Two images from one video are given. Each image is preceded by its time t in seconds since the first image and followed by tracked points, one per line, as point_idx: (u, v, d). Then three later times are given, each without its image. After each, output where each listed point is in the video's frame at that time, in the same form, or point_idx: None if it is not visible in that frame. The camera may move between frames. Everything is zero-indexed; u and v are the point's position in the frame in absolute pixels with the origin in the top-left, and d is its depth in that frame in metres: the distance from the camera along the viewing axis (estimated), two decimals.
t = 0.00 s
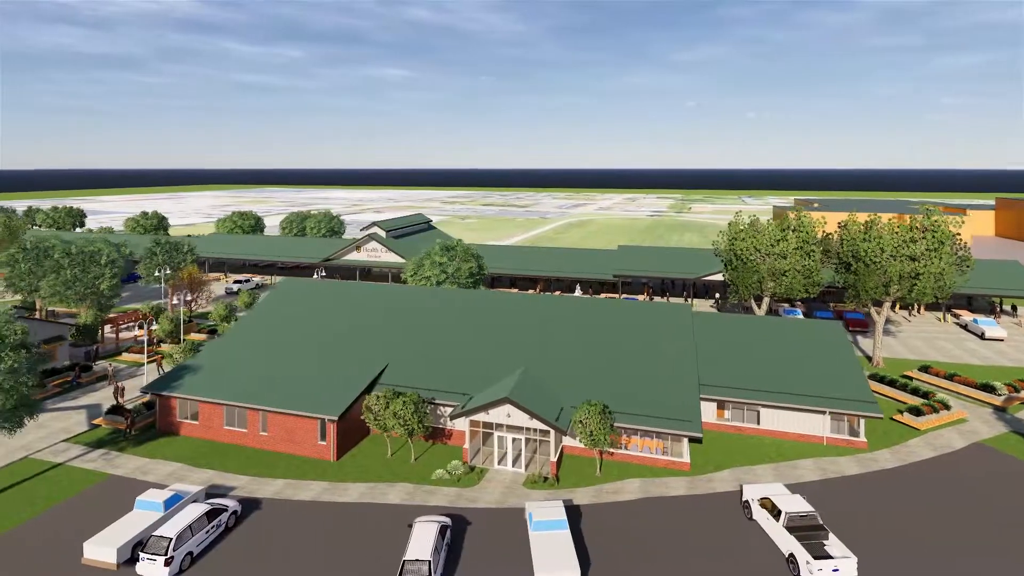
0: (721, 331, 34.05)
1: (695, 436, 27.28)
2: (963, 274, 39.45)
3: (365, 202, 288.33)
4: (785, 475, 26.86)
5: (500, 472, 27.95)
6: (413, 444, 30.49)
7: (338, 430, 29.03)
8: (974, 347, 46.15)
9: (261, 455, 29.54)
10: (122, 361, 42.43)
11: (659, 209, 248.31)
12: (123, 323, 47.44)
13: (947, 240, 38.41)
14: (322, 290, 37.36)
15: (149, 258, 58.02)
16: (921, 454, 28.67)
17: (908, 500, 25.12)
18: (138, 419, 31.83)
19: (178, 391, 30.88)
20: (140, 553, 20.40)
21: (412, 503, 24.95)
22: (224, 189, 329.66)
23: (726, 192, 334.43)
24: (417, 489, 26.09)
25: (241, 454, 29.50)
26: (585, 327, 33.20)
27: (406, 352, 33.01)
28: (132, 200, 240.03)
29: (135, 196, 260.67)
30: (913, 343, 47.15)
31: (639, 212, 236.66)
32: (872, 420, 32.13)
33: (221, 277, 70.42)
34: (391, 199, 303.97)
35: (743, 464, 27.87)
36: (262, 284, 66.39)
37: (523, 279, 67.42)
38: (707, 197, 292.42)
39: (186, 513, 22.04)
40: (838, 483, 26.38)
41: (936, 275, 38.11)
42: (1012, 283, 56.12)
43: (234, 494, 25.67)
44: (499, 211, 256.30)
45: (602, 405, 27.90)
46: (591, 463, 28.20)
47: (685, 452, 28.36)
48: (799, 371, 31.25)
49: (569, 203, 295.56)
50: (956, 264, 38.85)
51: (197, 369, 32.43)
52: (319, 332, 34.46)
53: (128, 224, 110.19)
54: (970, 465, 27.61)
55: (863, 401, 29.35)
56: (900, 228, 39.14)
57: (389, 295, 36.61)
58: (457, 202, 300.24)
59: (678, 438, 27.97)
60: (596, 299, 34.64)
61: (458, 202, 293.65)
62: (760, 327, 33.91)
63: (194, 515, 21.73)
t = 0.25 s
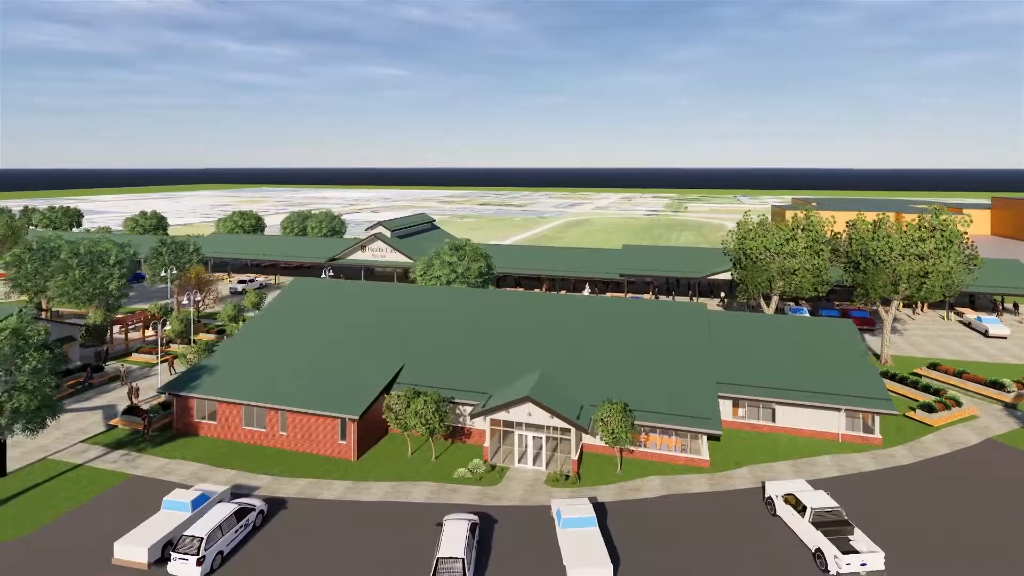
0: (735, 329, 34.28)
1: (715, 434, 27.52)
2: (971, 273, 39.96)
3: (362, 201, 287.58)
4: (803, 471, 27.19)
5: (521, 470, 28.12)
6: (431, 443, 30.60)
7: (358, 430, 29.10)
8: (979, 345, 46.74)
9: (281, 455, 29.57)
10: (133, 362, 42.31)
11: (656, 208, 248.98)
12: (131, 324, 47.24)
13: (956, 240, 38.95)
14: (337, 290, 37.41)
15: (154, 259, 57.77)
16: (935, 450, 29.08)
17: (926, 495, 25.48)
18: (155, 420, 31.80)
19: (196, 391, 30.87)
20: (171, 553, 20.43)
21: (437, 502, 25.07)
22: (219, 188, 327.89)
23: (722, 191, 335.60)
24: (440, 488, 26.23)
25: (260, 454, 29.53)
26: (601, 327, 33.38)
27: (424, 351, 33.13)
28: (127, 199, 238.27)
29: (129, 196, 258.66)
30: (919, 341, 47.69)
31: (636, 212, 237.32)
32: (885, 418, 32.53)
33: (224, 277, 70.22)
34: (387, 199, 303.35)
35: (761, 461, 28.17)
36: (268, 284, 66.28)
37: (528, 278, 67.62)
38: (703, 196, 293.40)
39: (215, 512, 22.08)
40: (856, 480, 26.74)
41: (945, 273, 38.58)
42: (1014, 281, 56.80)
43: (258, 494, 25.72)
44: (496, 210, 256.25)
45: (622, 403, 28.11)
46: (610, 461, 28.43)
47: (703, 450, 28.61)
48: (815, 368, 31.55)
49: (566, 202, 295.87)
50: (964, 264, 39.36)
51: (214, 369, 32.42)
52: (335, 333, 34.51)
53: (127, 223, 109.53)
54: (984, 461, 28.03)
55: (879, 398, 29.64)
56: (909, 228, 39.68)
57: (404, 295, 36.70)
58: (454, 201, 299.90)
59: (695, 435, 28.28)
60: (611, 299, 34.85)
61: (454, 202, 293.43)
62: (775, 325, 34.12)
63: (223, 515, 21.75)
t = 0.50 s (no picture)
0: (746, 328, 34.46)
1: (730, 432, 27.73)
2: (977, 272, 40.38)
3: (358, 201, 286.81)
4: (818, 468, 27.49)
5: (538, 469, 28.29)
6: (447, 442, 30.72)
7: (375, 429, 29.18)
8: (982, 343, 47.24)
9: (297, 455, 29.62)
10: (142, 362, 42.15)
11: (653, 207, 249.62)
12: (139, 324, 47.08)
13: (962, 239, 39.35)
14: (348, 290, 37.40)
15: (159, 259, 57.53)
16: (946, 447, 29.45)
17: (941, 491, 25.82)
18: (170, 420, 31.79)
19: (211, 392, 30.87)
20: (198, 553, 20.48)
21: (457, 501, 25.21)
22: (214, 188, 325.81)
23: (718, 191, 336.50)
24: (459, 486, 26.37)
25: (277, 454, 29.58)
26: (614, 326, 33.51)
27: (437, 351, 33.23)
28: (122, 199, 236.66)
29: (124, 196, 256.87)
30: (923, 339, 48.15)
31: (634, 211, 237.86)
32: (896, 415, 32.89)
33: (228, 277, 69.99)
34: (384, 198, 302.67)
35: (776, 458, 28.45)
36: (272, 284, 66.18)
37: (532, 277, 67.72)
38: (699, 195, 294.24)
39: (239, 512, 22.14)
40: (871, 476, 27.07)
41: (952, 272, 38.97)
42: (1014, 279, 57.39)
43: (278, 493, 25.79)
44: (493, 209, 256.20)
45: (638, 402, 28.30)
46: (627, 460, 28.64)
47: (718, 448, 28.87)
48: (827, 366, 31.81)
49: (563, 201, 296.10)
50: (970, 262, 39.79)
51: (228, 369, 32.42)
52: (348, 333, 34.53)
53: (125, 223, 108.89)
54: (996, 457, 28.42)
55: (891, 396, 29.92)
56: (916, 227, 40.06)
57: (416, 295, 36.74)
58: (451, 200, 299.55)
59: (708, 432, 28.51)
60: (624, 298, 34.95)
61: (452, 201, 293.15)
62: (787, 323, 34.24)
63: (248, 515, 21.79)
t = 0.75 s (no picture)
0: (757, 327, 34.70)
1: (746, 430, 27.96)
2: (982, 271, 40.84)
3: (355, 200, 285.99)
4: (833, 465, 27.76)
5: (556, 467, 28.44)
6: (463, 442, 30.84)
7: (392, 429, 29.26)
8: (985, 341, 47.73)
9: (314, 454, 29.65)
10: (151, 363, 42.01)
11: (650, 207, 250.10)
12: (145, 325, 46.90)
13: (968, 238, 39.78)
14: (359, 289, 37.42)
15: (163, 259, 57.29)
16: (957, 443, 29.80)
17: (955, 487, 26.14)
18: (184, 420, 31.75)
19: (225, 392, 30.85)
20: (224, 553, 20.50)
21: (478, 499, 25.32)
22: (209, 188, 323.09)
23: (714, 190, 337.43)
24: (479, 485, 26.48)
25: (294, 454, 29.61)
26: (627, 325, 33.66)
27: (451, 351, 33.33)
28: (117, 199, 235.02)
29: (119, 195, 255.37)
30: (927, 338, 48.60)
31: (631, 210, 238.21)
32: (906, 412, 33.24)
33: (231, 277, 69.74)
34: (381, 198, 301.98)
35: (791, 456, 28.71)
36: (276, 284, 66.01)
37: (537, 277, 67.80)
38: (696, 195, 295.08)
39: (263, 512, 22.18)
40: (885, 473, 27.37)
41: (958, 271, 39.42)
42: (1015, 278, 57.96)
43: (298, 493, 25.83)
44: (491, 209, 255.95)
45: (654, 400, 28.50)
46: (643, 458, 28.84)
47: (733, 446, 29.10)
48: (838, 364, 32.08)
49: (560, 201, 296.09)
50: (975, 261, 40.25)
51: (242, 369, 32.39)
52: (361, 333, 34.58)
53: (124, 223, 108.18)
54: (1007, 453, 28.78)
55: (902, 393, 30.24)
56: (923, 226, 40.48)
57: (427, 295, 36.80)
58: (448, 200, 299.20)
59: (722, 431, 28.68)
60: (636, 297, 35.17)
61: (449, 201, 292.70)
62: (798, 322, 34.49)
63: (272, 514, 21.84)
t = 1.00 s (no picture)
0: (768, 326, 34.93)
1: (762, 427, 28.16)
2: (987, 269, 41.25)
3: (352, 199, 285.24)
4: (848, 462, 28.04)
5: (573, 466, 28.61)
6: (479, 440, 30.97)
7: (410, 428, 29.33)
8: (989, 339, 48.18)
9: (331, 454, 29.72)
10: (160, 363, 41.93)
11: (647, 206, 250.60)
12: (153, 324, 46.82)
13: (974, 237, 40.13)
14: (370, 290, 37.47)
15: (168, 259, 57.09)
16: (969, 440, 30.15)
17: (970, 482, 26.44)
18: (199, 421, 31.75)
19: (241, 392, 30.86)
20: (251, 552, 20.52)
21: (499, 498, 25.45)
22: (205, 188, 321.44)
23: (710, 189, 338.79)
24: (498, 484, 26.61)
25: (311, 453, 29.67)
26: (640, 325, 33.83)
27: (465, 350, 33.42)
28: (113, 199, 233.55)
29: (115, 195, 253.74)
30: (931, 336, 49.03)
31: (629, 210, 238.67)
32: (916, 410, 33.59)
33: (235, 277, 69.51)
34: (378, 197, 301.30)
35: (806, 453, 28.99)
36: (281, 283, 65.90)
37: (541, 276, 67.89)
38: (692, 194, 295.92)
39: (288, 511, 22.22)
40: (900, 469, 27.66)
41: (964, 270, 39.80)
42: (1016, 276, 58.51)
43: (319, 493, 25.88)
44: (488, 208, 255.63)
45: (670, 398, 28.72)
46: (660, 456, 29.06)
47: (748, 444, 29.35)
48: (850, 362, 32.34)
49: (558, 200, 296.40)
50: (981, 260, 40.64)
51: (257, 370, 32.41)
52: (374, 333, 34.65)
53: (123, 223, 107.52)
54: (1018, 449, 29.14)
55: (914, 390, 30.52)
56: (929, 225, 40.81)
57: (439, 296, 36.90)
58: (445, 199, 298.85)
59: (736, 428, 28.93)
60: (648, 296, 35.39)
61: (446, 200, 292.32)
62: (808, 320, 34.71)
63: (297, 514, 21.89)
